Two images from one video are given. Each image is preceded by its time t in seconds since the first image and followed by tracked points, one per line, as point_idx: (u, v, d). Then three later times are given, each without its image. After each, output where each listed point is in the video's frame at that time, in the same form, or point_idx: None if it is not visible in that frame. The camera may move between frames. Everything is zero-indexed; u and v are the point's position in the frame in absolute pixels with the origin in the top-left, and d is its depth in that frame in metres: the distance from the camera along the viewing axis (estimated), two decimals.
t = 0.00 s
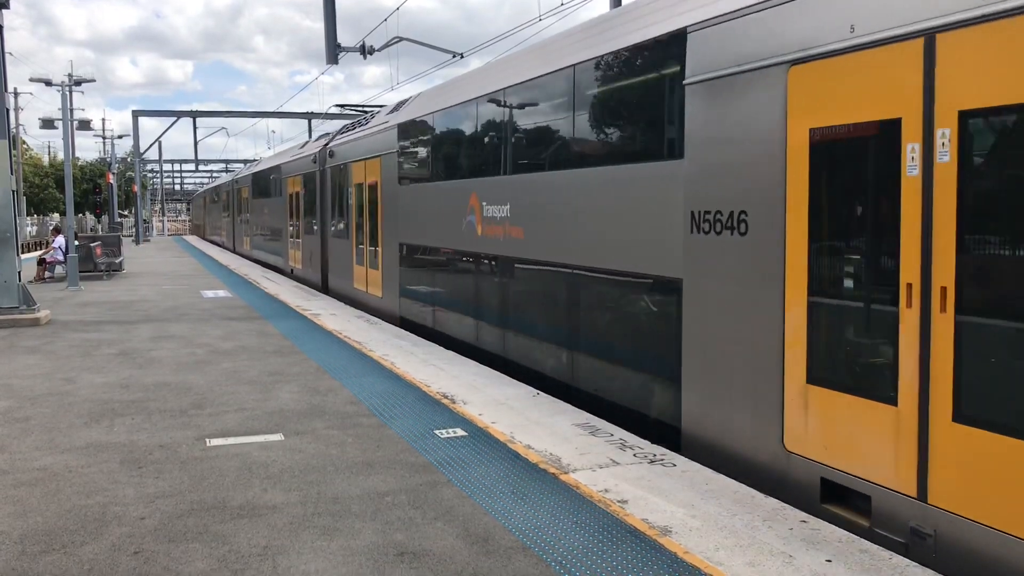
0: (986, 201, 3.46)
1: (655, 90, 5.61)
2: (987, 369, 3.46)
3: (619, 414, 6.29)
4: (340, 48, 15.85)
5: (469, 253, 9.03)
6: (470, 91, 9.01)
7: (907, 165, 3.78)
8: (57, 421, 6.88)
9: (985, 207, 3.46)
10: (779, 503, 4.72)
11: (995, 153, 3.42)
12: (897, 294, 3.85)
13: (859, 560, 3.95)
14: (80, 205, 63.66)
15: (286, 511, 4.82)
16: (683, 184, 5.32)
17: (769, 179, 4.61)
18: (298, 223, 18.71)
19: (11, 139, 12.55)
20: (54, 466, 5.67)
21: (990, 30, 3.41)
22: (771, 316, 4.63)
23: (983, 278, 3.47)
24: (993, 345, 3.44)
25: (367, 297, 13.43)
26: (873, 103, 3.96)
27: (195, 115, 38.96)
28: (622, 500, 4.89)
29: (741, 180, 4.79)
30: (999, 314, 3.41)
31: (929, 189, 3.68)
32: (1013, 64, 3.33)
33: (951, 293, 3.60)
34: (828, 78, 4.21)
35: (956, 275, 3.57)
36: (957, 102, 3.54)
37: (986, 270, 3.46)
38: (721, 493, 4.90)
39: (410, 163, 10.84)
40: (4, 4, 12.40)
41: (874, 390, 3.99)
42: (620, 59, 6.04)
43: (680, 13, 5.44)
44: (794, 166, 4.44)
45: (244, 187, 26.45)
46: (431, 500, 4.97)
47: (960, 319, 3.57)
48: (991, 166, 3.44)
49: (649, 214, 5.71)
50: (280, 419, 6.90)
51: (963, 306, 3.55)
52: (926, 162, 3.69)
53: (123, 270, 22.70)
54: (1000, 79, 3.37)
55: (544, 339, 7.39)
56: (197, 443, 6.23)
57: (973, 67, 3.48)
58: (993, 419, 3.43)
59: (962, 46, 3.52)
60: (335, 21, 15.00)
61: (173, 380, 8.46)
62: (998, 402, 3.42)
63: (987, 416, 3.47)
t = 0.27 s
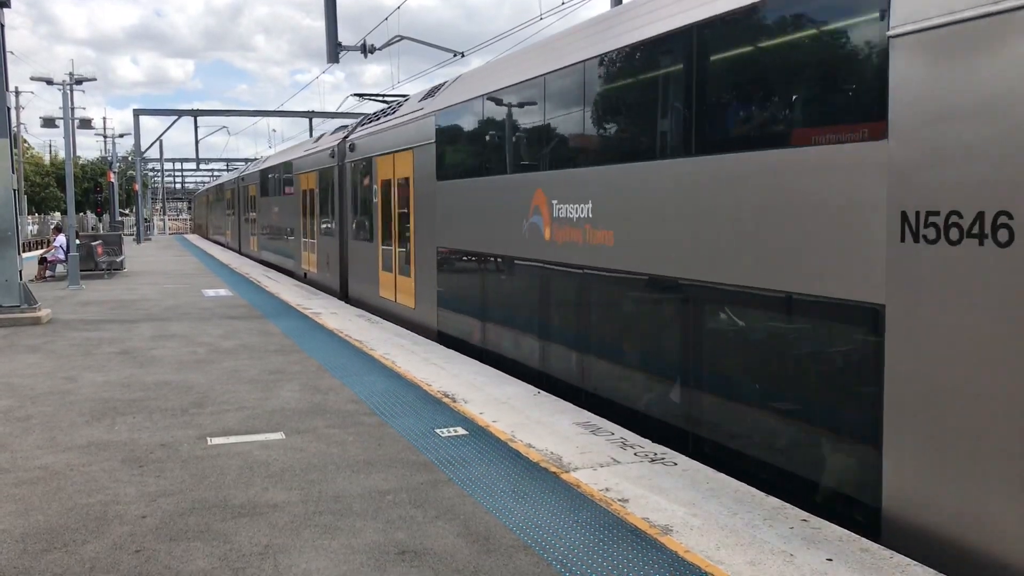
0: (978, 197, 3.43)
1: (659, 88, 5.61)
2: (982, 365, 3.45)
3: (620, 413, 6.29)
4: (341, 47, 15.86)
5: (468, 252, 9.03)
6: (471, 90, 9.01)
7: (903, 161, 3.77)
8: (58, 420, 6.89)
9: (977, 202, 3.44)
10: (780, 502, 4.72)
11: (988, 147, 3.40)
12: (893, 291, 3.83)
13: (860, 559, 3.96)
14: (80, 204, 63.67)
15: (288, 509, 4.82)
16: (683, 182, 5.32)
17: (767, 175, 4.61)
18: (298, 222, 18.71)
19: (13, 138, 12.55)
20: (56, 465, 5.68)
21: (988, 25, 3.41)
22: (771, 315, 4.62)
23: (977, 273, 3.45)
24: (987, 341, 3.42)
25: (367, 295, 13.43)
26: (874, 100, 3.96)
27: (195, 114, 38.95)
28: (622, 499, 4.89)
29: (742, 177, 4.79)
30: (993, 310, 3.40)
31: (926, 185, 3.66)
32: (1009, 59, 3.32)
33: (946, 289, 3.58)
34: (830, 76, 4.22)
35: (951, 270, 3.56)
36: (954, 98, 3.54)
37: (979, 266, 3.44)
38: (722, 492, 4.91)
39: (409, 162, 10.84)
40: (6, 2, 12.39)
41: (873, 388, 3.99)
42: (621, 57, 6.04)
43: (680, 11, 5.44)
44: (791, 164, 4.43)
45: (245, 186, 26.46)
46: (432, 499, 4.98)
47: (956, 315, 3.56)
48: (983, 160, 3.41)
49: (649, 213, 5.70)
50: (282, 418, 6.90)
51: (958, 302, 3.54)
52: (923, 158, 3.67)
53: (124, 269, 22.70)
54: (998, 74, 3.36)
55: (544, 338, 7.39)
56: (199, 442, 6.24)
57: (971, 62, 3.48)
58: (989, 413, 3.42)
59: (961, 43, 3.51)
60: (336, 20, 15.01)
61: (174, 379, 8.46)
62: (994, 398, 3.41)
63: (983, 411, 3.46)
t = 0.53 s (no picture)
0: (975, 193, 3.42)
1: (658, 86, 5.60)
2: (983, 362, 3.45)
3: (621, 412, 6.29)
4: (341, 47, 15.86)
5: (468, 251, 9.03)
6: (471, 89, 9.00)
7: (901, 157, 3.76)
8: (60, 420, 6.89)
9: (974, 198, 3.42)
10: (781, 501, 4.71)
11: (985, 141, 3.38)
12: (892, 288, 3.83)
13: (863, 558, 3.95)
14: (80, 203, 63.69)
15: (289, 509, 4.82)
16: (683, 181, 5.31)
17: (765, 173, 4.59)
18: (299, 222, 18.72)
19: (14, 137, 12.55)
20: (57, 465, 5.67)
21: (992, 18, 3.42)
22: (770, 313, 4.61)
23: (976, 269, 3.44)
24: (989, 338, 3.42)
25: (368, 295, 13.43)
26: (874, 96, 3.95)
27: (196, 113, 38.95)
28: (624, 499, 4.89)
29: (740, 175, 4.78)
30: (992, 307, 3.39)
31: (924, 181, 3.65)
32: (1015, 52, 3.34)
33: (945, 286, 3.57)
34: (829, 72, 4.21)
35: (950, 267, 3.55)
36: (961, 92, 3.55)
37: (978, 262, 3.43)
38: (723, 491, 4.90)
39: (408, 161, 10.84)
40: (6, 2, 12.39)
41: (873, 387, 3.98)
42: (621, 55, 6.03)
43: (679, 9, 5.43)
44: (790, 161, 4.41)
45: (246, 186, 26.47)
46: (433, 498, 4.98)
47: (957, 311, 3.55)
48: (980, 155, 3.40)
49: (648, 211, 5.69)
50: (282, 417, 6.90)
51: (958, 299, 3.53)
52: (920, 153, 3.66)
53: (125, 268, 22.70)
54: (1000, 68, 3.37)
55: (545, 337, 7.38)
56: (200, 441, 6.24)
57: (976, 56, 3.50)
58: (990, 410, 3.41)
59: (966, 36, 3.53)
60: (336, 19, 15.00)
61: (175, 378, 8.46)
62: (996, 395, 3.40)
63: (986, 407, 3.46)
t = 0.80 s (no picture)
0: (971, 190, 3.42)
1: (657, 85, 5.59)
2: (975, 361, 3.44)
3: (622, 411, 6.28)
4: (342, 46, 15.86)
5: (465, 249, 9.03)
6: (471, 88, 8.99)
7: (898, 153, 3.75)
8: (61, 420, 6.89)
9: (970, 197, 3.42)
10: (781, 501, 4.71)
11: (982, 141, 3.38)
12: (891, 288, 3.80)
13: (864, 558, 3.94)
14: (81, 203, 63.72)
15: (290, 509, 4.82)
16: (683, 180, 5.29)
17: (765, 172, 4.58)
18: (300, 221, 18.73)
19: (14, 138, 12.55)
20: (58, 465, 5.68)
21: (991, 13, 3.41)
22: (769, 313, 4.60)
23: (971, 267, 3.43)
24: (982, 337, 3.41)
25: (369, 294, 13.43)
26: (875, 95, 3.94)
27: (197, 113, 38.96)
28: (624, 498, 4.88)
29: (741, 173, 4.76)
30: (987, 305, 3.38)
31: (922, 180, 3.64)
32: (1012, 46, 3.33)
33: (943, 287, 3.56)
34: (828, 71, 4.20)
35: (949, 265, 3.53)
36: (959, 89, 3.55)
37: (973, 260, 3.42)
38: (724, 491, 4.90)
39: (408, 160, 10.86)
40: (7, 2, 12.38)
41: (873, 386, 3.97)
42: (620, 54, 6.03)
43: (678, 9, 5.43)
44: (789, 160, 4.40)
45: (247, 185, 26.49)
46: (434, 498, 4.97)
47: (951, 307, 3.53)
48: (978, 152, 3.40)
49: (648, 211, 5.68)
50: (283, 417, 6.90)
51: (954, 298, 3.51)
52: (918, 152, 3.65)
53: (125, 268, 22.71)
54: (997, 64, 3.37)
55: (546, 337, 7.37)
56: (200, 441, 6.24)
57: (974, 53, 3.48)
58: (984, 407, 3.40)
59: (964, 31, 3.51)
60: (337, 19, 15.01)
61: (176, 378, 8.46)
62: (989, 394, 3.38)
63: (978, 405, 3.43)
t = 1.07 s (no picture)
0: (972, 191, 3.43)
1: (655, 85, 5.59)
2: (978, 362, 3.46)
3: (623, 411, 6.28)
4: (342, 46, 15.87)
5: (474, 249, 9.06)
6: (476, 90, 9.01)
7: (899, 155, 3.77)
8: (62, 420, 6.90)
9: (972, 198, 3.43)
10: (783, 500, 4.71)
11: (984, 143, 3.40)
12: (893, 288, 3.82)
13: (865, 557, 3.95)
14: (82, 203, 63.75)
15: (291, 509, 4.82)
16: (686, 180, 5.31)
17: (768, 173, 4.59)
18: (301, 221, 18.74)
19: (15, 138, 12.55)
20: (59, 465, 5.68)
21: (994, 17, 3.42)
22: (771, 313, 4.61)
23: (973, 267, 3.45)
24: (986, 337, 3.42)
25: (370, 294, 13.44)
26: (875, 96, 3.94)
27: (198, 114, 38.96)
28: (626, 498, 4.88)
29: (744, 175, 4.78)
30: (990, 305, 3.40)
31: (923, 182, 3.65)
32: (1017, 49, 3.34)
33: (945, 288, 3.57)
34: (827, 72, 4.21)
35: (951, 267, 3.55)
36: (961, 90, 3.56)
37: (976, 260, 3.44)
38: (726, 490, 4.90)
39: (410, 161, 10.89)
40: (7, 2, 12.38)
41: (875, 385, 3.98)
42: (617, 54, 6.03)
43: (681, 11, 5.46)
44: (792, 161, 4.41)
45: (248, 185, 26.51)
46: (436, 498, 4.98)
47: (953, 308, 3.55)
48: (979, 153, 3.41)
49: (651, 212, 5.70)
50: (285, 417, 6.90)
51: (956, 299, 3.53)
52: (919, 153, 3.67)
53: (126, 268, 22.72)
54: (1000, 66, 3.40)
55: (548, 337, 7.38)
56: (202, 441, 6.24)
57: (977, 56, 3.50)
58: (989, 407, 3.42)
59: (969, 34, 3.53)
60: (337, 18, 15.01)
61: (177, 378, 8.47)
62: (994, 393, 3.40)
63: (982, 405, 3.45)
